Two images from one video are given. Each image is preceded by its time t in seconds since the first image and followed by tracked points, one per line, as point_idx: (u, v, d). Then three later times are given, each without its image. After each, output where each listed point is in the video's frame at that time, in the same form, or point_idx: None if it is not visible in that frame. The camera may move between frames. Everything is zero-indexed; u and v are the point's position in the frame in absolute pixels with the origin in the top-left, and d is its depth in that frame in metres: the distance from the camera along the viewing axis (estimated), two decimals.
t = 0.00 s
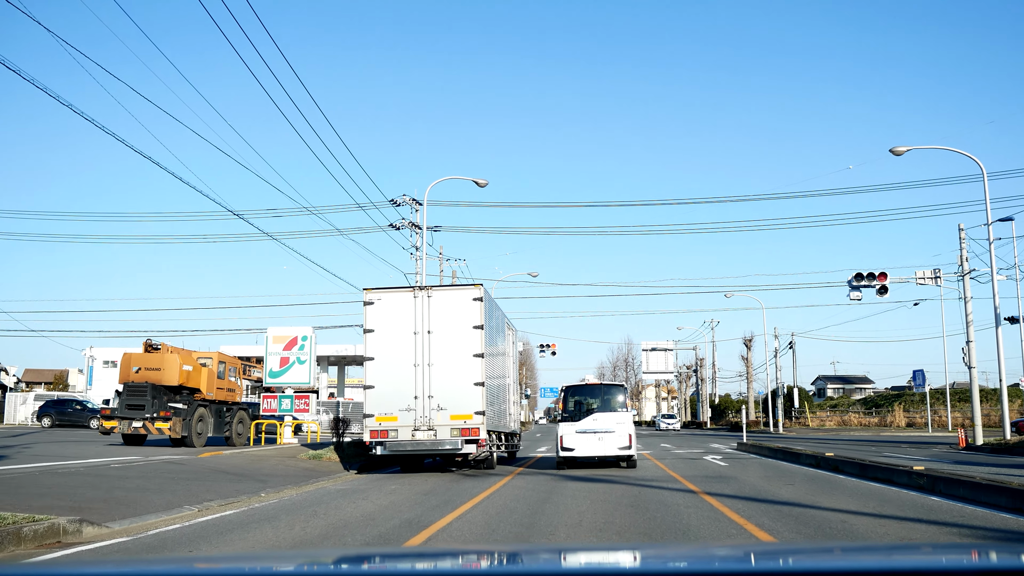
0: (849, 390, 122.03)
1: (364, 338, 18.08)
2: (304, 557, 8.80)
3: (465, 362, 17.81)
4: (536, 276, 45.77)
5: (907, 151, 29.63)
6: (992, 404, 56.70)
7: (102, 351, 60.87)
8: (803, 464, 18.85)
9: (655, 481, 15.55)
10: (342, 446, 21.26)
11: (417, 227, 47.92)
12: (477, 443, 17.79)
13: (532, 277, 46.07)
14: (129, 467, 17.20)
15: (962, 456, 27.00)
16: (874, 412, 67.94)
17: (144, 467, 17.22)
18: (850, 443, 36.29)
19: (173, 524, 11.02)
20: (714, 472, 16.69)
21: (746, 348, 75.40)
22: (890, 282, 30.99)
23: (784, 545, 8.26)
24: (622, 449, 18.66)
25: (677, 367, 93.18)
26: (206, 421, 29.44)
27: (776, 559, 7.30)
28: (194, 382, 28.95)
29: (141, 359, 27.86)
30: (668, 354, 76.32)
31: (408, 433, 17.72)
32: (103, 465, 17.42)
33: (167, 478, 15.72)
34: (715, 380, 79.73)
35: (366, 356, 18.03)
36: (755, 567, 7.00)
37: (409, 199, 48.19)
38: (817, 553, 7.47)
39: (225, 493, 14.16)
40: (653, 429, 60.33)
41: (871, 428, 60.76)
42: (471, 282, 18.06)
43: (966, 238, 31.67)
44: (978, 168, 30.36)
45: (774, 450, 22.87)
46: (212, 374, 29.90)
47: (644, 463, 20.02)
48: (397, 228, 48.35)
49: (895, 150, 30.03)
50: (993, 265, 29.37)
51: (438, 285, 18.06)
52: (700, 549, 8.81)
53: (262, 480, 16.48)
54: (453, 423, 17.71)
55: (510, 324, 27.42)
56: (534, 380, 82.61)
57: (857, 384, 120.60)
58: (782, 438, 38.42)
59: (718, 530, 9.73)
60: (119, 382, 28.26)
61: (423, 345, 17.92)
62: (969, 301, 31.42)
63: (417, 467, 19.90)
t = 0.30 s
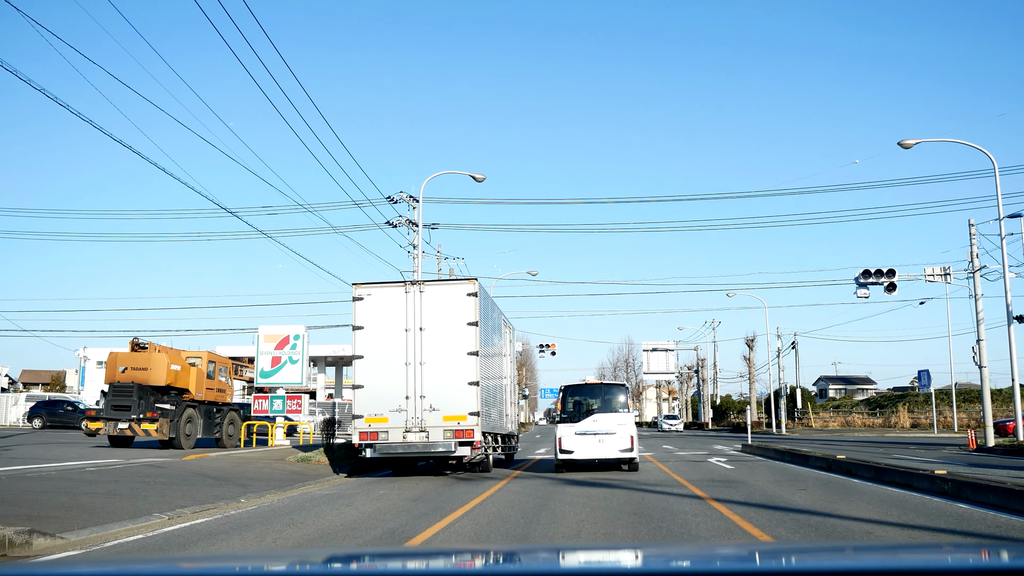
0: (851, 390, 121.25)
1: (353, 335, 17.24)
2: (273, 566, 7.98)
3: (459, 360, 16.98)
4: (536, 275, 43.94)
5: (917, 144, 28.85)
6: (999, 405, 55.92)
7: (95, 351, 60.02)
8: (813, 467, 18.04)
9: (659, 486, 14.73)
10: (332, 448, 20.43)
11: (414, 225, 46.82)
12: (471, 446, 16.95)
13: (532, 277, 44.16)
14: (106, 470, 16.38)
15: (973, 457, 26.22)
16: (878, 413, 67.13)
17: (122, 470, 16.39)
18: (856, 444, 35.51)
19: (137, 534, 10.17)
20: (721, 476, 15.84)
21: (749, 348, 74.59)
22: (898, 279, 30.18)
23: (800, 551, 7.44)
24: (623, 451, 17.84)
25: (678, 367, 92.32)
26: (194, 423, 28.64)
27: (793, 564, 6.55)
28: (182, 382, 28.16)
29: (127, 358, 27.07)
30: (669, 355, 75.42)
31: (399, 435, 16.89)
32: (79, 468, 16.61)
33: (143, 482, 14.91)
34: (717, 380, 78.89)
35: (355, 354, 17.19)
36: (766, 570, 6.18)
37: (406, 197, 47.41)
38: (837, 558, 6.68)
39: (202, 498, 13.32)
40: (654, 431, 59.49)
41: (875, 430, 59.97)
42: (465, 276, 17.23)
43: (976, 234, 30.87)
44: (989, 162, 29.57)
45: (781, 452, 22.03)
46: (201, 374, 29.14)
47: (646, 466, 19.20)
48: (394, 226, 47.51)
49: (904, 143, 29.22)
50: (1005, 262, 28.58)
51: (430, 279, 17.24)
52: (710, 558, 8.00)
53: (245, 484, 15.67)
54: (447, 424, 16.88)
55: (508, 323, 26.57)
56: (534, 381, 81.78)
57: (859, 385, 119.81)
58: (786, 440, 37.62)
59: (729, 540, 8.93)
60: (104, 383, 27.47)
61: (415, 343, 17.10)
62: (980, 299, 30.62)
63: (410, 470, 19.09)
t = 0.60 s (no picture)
0: (853, 391, 120.43)
1: (341, 332, 16.45)
2: (239, 568, 7.46)
3: (452, 358, 16.19)
4: (536, 271, 42.28)
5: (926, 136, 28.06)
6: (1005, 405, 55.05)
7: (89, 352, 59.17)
8: (823, 470, 17.26)
9: (662, 490, 13.92)
10: (322, 451, 19.67)
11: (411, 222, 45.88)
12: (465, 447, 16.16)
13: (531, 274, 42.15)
14: (81, 473, 15.57)
15: (986, 459, 25.39)
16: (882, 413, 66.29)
17: (97, 473, 15.61)
18: (862, 444, 34.74)
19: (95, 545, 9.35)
20: (728, 480, 15.00)
21: (750, 347, 73.75)
22: (906, 276, 29.38)
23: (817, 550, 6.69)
24: (625, 453, 17.05)
25: (679, 367, 91.60)
26: (183, 424, 27.91)
27: (804, 566, 5.79)
28: (171, 382, 27.43)
29: (113, 358, 26.35)
30: (670, 355, 74.58)
31: (389, 437, 16.08)
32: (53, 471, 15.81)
33: (117, 486, 14.12)
34: (718, 380, 78.16)
35: (343, 352, 16.39)
36: None
37: (402, 195, 46.62)
38: (857, 559, 5.91)
39: (176, 504, 12.51)
40: (655, 432, 58.66)
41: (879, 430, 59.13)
42: (459, 271, 16.45)
43: (986, 229, 30.05)
44: (1001, 156, 28.78)
45: (788, 453, 21.24)
46: (191, 374, 28.40)
47: (648, 469, 18.40)
48: (391, 223, 46.68)
49: (912, 136, 28.44)
50: (1017, 257, 27.79)
51: (422, 274, 16.46)
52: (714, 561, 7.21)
53: (226, 489, 14.88)
54: (439, 425, 16.08)
55: (505, 322, 25.77)
56: (534, 381, 80.95)
57: (861, 385, 118.97)
58: (791, 441, 36.78)
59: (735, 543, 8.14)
60: (90, 383, 26.74)
61: (407, 340, 16.30)
62: (990, 296, 29.83)
63: (402, 473, 18.32)
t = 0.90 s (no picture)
0: (855, 391, 119.56)
1: (329, 329, 15.68)
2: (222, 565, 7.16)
3: (445, 356, 15.44)
4: (534, 272, 42.92)
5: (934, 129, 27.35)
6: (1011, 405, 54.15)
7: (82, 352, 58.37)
8: (834, 473, 16.50)
9: (666, 495, 13.16)
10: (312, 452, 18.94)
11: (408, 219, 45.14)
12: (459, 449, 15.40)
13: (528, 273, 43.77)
14: (55, 475, 14.81)
15: (998, 460, 24.61)
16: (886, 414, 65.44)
17: (72, 475, 14.86)
18: (868, 445, 33.94)
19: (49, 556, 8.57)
20: (736, 483, 14.24)
21: (752, 347, 72.93)
22: (914, 272, 28.63)
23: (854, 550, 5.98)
24: (626, 456, 16.32)
25: (680, 367, 90.87)
26: (172, 424, 27.23)
27: (826, 573, 5.07)
28: (159, 382, 26.73)
29: (100, 356, 25.66)
30: (671, 355, 73.76)
31: (379, 438, 15.32)
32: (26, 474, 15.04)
33: (90, 489, 13.37)
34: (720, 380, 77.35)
35: (331, 349, 15.63)
36: None
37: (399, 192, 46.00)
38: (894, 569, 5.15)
39: (148, 510, 11.75)
40: (656, 432, 57.78)
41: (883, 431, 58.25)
42: (452, 264, 15.71)
43: (997, 224, 29.28)
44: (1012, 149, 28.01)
45: (795, 455, 20.49)
46: (180, 373, 27.69)
47: (651, 472, 17.64)
48: (388, 221, 45.99)
49: (921, 129, 27.69)
50: None
51: (414, 268, 15.72)
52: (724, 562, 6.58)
53: (206, 492, 14.12)
54: (432, 426, 15.32)
55: (502, 320, 25.05)
56: (534, 381, 80.16)
57: (863, 385, 118.13)
58: (795, 442, 36.02)
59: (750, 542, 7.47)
60: (76, 382, 26.04)
61: (398, 337, 15.55)
62: (1000, 293, 29.07)
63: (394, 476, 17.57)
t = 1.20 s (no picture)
0: (856, 391, 118.70)
1: (317, 325, 14.97)
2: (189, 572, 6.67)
3: (438, 353, 14.74)
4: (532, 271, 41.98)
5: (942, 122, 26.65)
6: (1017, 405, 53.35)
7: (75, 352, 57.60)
8: (845, 475, 15.81)
9: (671, 501, 12.45)
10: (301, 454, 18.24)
11: (404, 216, 44.36)
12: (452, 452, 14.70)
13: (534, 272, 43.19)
14: (28, 479, 14.06)
15: (1011, 462, 23.90)
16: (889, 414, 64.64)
17: (46, 479, 14.15)
18: (875, 446, 33.25)
19: None
20: (743, 487, 13.56)
21: (754, 346, 72.14)
22: (922, 268, 27.95)
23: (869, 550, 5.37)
24: (627, 458, 15.64)
25: (681, 367, 90.13)
26: (161, 425, 26.65)
27: None
28: (147, 382, 26.15)
29: (86, 356, 25.08)
30: (672, 354, 72.96)
31: (369, 440, 14.60)
32: None
33: (62, 494, 12.66)
34: (721, 380, 76.61)
35: (319, 347, 14.92)
36: None
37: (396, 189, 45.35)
38: None
39: (118, 517, 11.02)
40: (657, 433, 56.93)
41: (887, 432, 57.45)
42: (446, 258, 15.02)
43: (1006, 218, 28.56)
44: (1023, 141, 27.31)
45: (802, 457, 19.78)
46: (169, 373, 27.16)
47: (653, 474, 16.94)
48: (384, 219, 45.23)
49: (930, 121, 26.96)
50: None
51: (406, 261, 15.03)
52: (729, 565, 5.92)
53: (186, 497, 13.41)
54: (424, 427, 14.61)
55: (501, 320, 24.36)
56: (534, 381, 79.41)
57: (864, 385, 117.35)
58: (800, 442, 35.32)
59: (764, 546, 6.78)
60: (61, 383, 25.43)
61: (388, 333, 14.85)
62: (1010, 290, 28.39)
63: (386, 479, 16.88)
